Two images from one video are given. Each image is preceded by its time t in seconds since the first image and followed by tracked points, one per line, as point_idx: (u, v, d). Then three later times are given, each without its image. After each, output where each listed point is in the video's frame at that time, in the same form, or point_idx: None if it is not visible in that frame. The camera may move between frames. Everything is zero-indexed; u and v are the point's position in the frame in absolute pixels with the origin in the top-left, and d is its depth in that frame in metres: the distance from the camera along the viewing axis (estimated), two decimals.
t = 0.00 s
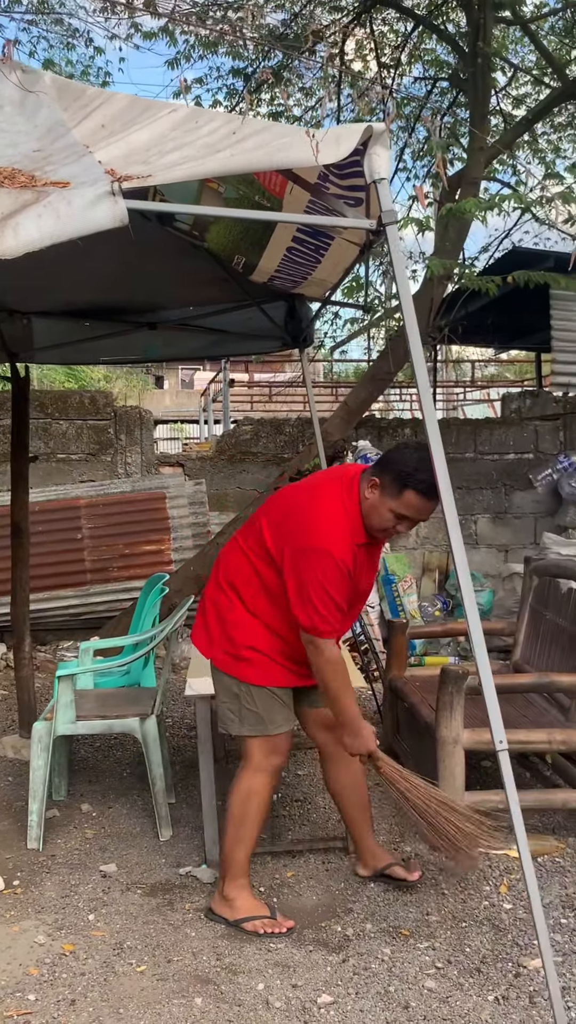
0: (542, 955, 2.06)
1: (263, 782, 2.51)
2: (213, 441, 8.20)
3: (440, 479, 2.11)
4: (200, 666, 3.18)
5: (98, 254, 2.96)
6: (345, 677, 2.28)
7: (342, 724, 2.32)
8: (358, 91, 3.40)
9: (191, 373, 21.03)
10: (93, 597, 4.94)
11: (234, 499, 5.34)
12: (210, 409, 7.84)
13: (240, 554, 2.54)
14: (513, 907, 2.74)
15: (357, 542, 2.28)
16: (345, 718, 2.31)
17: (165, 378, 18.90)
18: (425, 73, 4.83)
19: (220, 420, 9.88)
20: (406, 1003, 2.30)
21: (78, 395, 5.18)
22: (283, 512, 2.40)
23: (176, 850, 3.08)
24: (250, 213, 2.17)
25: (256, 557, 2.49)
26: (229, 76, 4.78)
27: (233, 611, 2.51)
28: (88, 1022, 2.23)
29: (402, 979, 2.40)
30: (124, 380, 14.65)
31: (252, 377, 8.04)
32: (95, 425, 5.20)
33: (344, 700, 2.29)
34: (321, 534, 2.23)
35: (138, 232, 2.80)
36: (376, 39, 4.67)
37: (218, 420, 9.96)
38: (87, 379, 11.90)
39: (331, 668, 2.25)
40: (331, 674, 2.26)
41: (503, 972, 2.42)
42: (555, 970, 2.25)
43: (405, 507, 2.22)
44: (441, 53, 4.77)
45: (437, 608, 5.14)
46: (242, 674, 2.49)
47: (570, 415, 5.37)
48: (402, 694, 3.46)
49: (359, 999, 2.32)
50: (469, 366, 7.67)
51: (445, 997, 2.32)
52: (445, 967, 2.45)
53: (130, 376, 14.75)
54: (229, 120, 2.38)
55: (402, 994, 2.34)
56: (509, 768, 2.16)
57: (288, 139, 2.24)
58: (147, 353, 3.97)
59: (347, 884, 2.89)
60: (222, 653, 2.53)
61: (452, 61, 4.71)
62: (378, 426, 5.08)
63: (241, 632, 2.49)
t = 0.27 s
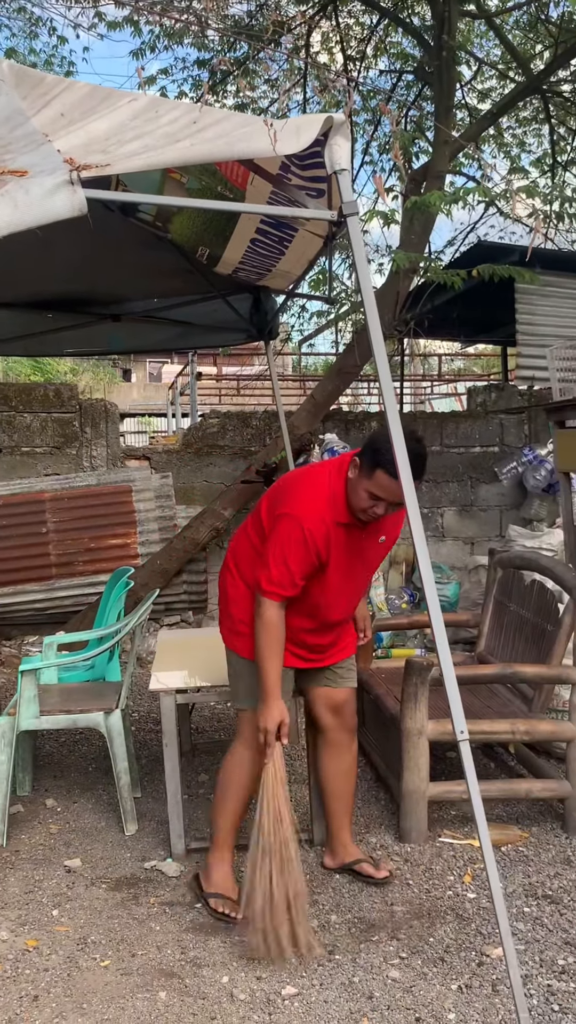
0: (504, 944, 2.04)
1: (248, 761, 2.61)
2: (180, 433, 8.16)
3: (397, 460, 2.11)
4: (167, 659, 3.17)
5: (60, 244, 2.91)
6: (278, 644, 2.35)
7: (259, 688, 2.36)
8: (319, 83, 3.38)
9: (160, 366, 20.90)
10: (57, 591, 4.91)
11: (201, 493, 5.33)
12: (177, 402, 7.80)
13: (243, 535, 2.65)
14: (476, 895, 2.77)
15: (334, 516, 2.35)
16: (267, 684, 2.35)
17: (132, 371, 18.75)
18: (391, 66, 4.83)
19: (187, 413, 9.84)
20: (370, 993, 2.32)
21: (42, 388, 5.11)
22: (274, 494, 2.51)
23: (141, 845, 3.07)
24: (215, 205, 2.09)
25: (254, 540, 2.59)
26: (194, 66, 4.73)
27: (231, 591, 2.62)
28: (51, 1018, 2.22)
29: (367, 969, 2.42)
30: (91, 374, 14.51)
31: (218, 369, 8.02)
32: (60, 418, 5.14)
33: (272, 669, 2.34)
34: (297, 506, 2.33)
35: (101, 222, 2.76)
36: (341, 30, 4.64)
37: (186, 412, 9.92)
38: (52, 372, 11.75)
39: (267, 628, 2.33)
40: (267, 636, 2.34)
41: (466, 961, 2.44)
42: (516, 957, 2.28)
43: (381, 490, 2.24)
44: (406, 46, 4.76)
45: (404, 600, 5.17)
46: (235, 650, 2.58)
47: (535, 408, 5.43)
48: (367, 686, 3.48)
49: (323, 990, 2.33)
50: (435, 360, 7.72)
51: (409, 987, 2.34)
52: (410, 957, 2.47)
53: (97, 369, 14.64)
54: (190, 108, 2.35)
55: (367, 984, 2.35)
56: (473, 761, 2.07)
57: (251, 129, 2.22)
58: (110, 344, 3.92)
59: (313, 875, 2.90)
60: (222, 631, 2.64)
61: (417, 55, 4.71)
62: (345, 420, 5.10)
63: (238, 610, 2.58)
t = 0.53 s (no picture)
0: (483, 937, 2.04)
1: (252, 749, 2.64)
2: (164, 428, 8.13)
3: (382, 460, 2.10)
4: (149, 655, 3.16)
5: (40, 237, 2.88)
6: (274, 619, 2.39)
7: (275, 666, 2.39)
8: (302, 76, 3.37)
9: (143, 361, 20.80)
10: (39, 588, 4.84)
11: (184, 488, 5.31)
12: (160, 397, 7.76)
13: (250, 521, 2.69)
14: (458, 889, 2.78)
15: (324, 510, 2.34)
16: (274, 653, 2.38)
17: (115, 367, 18.65)
18: (373, 61, 4.82)
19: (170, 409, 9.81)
20: (351, 987, 2.33)
21: (24, 382, 5.07)
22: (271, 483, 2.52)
23: (123, 841, 3.06)
24: (196, 198, 2.07)
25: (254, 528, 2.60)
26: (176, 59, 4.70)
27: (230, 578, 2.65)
28: (32, 1015, 2.21)
29: (349, 965, 2.42)
30: (73, 369, 14.42)
31: (202, 364, 7.99)
32: (41, 413, 5.11)
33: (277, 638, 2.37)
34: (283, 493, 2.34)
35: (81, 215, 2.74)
36: (324, 25, 4.63)
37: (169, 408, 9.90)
38: (35, 367, 11.65)
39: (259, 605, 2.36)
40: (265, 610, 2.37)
41: (448, 955, 2.46)
42: (497, 951, 2.29)
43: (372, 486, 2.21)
44: (389, 41, 4.76)
45: (387, 595, 5.18)
46: (230, 638, 2.62)
47: (518, 404, 5.45)
48: (350, 680, 3.48)
49: (304, 985, 2.34)
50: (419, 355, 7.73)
51: (391, 981, 2.35)
52: (391, 951, 2.47)
53: (81, 364, 14.57)
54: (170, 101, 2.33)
55: (349, 979, 2.36)
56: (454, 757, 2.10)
57: (231, 122, 2.21)
58: (92, 339, 3.89)
59: (295, 870, 2.91)
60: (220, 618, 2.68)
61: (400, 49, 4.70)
62: (328, 415, 5.09)
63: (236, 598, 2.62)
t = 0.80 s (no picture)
0: (472, 932, 2.05)
1: (245, 745, 2.61)
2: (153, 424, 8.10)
3: (380, 496, 2.06)
4: (138, 651, 3.15)
5: (28, 230, 2.86)
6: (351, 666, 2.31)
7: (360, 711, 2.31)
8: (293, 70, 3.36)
9: (133, 357, 20.73)
10: (28, 583, 4.83)
11: (173, 484, 5.30)
12: (150, 394, 7.73)
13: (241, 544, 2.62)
14: (447, 885, 2.79)
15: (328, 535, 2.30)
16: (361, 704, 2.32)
17: (104, 363, 18.57)
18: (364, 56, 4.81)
19: (159, 404, 9.78)
20: (341, 983, 2.33)
21: (12, 377, 5.04)
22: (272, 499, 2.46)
23: (112, 837, 3.05)
24: (186, 191, 2.06)
25: (254, 537, 2.57)
26: (166, 53, 4.67)
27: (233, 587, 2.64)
28: (20, 1013, 2.20)
29: (338, 961, 2.42)
30: (62, 364, 14.35)
31: (191, 360, 7.96)
32: (30, 408, 5.08)
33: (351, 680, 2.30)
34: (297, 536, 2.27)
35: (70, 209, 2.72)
36: (314, 19, 4.61)
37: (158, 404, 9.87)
38: (24, 363, 11.59)
39: (334, 656, 2.28)
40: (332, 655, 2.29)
41: (437, 951, 2.46)
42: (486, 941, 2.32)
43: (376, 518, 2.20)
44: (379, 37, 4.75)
45: (377, 592, 5.19)
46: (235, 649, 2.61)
47: (508, 401, 5.46)
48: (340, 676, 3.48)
49: (294, 981, 2.34)
50: (409, 351, 7.73)
51: (380, 977, 2.35)
52: (381, 947, 2.48)
53: (70, 360, 14.50)
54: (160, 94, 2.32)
55: (339, 975, 2.36)
56: (443, 754, 2.12)
57: (222, 114, 2.20)
58: (81, 333, 3.87)
59: (285, 866, 2.91)
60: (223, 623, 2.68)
61: (390, 45, 4.70)
62: (318, 411, 5.09)
63: (239, 606, 2.62)
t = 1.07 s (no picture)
0: (470, 928, 2.05)
1: (252, 742, 2.62)
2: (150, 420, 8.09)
3: (381, 490, 2.06)
4: (135, 647, 3.15)
5: (25, 226, 2.85)
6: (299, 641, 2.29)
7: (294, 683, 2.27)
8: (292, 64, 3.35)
9: (128, 353, 20.68)
10: (24, 580, 4.82)
11: (170, 480, 5.29)
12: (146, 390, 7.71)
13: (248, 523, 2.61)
14: (444, 881, 2.80)
15: (336, 522, 2.28)
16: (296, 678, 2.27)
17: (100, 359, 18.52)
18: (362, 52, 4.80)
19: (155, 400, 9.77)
20: (337, 979, 2.34)
21: (9, 373, 5.02)
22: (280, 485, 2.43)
23: (109, 833, 3.05)
24: (185, 186, 2.07)
25: (261, 517, 2.56)
26: (163, 48, 4.66)
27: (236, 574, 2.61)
28: (17, 1008, 2.20)
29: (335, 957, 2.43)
30: (58, 360, 14.30)
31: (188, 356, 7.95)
32: (26, 404, 5.07)
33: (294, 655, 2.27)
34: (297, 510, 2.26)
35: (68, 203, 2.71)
36: (312, 14, 4.60)
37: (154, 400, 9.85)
38: (20, 359, 11.56)
39: (283, 629, 2.26)
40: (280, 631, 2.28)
41: (434, 946, 2.47)
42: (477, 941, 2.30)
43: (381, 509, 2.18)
44: (377, 33, 4.74)
45: (373, 589, 5.19)
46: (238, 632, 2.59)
47: (504, 398, 5.46)
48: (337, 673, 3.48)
49: (291, 977, 2.35)
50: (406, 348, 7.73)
51: (377, 973, 2.36)
52: (378, 945, 2.48)
53: (66, 355, 14.46)
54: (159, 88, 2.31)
55: (335, 972, 2.37)
56: (441, 750, 2.09)
57: (221, 109, 2.19)
58: (78, 329, 3.86)
59: (282, 862, 2.91)
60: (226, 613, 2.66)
61: (388, 41, 4.69)
62: (315, 408, 5.08)
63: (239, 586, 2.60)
